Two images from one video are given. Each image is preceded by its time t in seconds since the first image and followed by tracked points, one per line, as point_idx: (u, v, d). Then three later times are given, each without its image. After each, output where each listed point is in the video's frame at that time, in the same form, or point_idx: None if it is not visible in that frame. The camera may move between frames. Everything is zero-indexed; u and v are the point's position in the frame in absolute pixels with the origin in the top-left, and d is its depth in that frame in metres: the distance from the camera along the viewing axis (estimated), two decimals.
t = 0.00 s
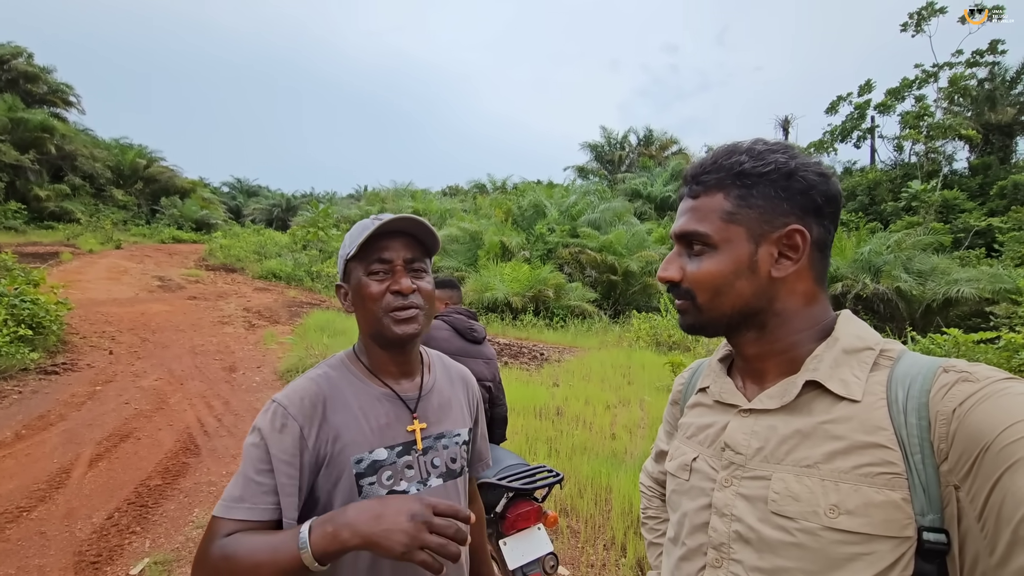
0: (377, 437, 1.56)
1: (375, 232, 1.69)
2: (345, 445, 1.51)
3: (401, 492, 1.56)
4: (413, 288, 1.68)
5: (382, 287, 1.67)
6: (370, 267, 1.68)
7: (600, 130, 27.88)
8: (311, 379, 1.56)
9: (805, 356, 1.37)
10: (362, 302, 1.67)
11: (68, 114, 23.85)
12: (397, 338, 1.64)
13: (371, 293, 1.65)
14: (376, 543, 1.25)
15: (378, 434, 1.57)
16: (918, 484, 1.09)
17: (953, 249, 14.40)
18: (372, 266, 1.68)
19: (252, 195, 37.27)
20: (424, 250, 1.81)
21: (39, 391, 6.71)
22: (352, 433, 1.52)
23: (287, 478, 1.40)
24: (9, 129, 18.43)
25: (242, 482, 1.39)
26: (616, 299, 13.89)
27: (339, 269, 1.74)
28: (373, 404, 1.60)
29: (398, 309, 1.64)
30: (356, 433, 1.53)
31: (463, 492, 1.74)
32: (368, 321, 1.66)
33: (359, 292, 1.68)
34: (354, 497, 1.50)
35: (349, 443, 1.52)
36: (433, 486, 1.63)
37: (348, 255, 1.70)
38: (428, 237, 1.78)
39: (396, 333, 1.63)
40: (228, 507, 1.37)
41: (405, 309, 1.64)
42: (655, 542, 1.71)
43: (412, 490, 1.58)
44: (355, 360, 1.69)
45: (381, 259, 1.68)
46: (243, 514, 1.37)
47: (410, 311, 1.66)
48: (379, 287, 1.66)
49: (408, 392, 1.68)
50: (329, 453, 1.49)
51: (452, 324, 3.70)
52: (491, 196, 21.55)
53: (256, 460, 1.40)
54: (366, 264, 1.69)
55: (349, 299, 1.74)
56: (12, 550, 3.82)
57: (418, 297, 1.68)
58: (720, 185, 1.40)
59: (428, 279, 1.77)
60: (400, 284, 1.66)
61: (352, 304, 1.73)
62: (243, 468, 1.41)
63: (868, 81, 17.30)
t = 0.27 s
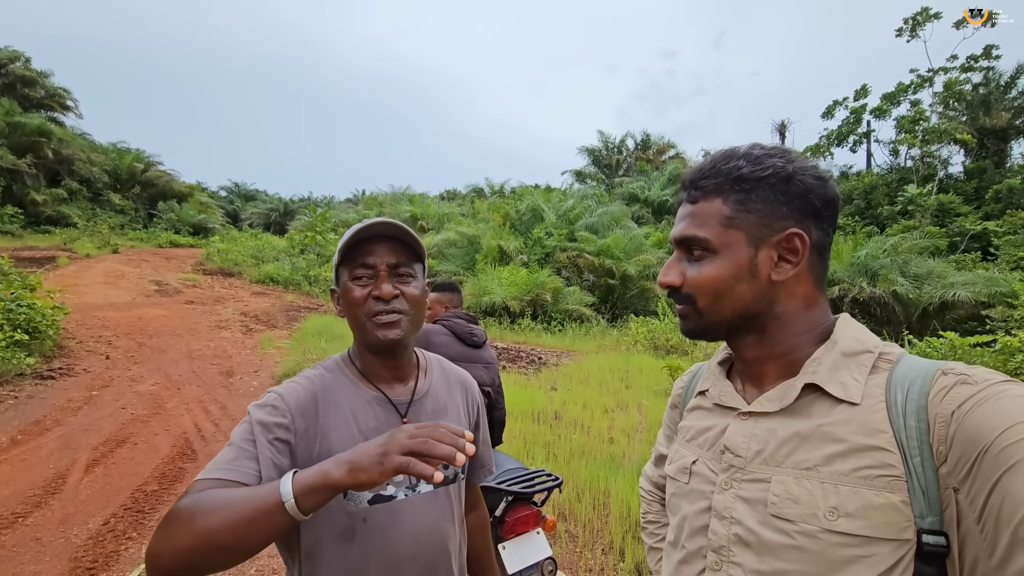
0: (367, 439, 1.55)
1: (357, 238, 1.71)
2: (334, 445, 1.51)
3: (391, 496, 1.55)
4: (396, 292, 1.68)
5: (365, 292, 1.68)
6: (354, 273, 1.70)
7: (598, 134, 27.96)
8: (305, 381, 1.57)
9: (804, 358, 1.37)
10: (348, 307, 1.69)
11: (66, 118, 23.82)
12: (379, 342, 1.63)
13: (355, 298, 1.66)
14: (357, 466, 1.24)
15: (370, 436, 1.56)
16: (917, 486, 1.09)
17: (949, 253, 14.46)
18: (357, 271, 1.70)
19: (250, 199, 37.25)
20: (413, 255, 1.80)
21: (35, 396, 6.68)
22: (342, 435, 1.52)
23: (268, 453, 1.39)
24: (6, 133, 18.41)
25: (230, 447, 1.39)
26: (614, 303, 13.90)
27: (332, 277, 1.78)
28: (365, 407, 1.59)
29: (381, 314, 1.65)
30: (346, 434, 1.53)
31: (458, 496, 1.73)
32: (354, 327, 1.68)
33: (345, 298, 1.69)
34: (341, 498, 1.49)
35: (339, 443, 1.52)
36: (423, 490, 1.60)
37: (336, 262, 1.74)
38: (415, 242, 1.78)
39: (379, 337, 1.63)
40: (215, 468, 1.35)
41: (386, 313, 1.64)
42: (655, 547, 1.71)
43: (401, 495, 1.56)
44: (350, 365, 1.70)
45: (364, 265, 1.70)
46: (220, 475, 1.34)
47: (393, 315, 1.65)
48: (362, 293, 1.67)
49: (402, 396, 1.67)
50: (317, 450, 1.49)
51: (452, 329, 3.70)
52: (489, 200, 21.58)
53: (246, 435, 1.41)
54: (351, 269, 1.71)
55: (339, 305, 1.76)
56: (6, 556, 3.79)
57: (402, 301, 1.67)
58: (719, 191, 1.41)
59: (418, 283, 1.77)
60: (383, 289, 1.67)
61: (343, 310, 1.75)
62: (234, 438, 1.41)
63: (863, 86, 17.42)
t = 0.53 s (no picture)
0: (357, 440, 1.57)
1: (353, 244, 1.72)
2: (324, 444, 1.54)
3: (384, 500, 1.55)
4: (389, 298, 1.68)
5: (359, 297, 1.68)
6: (350, 279, 1.71)
7: (599, 140, 28.04)
8: (303, 382, 1.60)
9: (801, 364, 1.38)
10: (344, 312, 1.70)
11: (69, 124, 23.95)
12: (370, 348, 1.64)
13: (349, 304, 1.67)
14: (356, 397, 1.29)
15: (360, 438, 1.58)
16: (915, 491, 1.09)
17: (950, 258, 14.46)
18: (352, 276, 1.70)
19: (251, 205, 37.35)
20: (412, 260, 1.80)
21: (36, 401, 6.69)
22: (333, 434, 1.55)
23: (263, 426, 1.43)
24: (10, 139, 18.51)
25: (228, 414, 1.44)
26: (615, 309, 13.90)
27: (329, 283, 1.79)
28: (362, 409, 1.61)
29: (373, 320, 1.65)
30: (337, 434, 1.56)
31: (456, 503, 1.73)
32: (348, 332, 1.69)
33: (340, 304, 1.71)
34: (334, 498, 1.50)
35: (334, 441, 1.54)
36: (417, 495, 1.60)
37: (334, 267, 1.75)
38: (411, 248, 1.77)
39: (371, 343, 1.64)
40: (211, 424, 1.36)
41: (377, 320, 1.64)
42: (655, 554, 1.70)
43: (395, 498, 1.56)
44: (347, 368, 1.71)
45: (360, 270, 1.71)
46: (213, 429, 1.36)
47: (386, 321, 1.65)
48: (356, 298, 1.68)
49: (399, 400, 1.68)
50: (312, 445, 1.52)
51: (453, 335, 3.70)
52: (490, 205, 21.63)
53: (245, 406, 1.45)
54: (346, 275, 1.72)
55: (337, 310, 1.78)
56: (6, 562, 3.79)
57: (393, 307, 1.67)
58: (717, 197, 1.42)
59: (415, 288, 1.76)
60: (375, 295, 1.67)
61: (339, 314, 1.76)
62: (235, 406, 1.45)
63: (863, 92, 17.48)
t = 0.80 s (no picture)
0: (357, 436, 1.58)
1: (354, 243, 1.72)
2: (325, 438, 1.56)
3: (382, 499, 1.55)
4: (389, 299, 1.68)
5: (360, 297, 1.69)
6: (350, 279, 1.71)
7: (601, 143, 28.06)
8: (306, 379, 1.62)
9: (801, 366, 1.38)
10: (344, 313, 1.71)
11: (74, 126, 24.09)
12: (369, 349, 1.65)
13: (349, 304, 1.69)
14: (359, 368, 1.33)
15: (360, 435, 1.59)
16: (915, 493, 1.09)
17: (954, 262, 14.41)
18: (352, 277, 1.71)
19: (254, 206, 37.46)
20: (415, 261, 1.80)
21: (39, 401, 6.71)
22: (334, 429, 1.57)
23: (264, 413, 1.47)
24: (15, 141, 18.61)
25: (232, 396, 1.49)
26: (617, 311, 13.89)
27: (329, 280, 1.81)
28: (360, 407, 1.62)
29: (373, 321, 1.66)
30: (337, 429, 1.58)
31: (456, 503, 1.72)
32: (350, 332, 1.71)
33: (341, 304, 1.72)
34: (334, 492, 1.51)
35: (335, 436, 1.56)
36: (415, 496, 1.60)
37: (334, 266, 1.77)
38: (413, 248, 1.77)
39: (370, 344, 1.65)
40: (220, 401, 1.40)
41: (376, 321, 1.66)
42: (655, 556, 1.70)
43: (392, 497, 1.57)
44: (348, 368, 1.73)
45: (360, 270, 1.71)
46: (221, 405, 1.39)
47: (386, 323, 1.67)
48: (357, 298, 1.69)
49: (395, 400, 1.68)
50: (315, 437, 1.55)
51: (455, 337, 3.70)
52: (492, 208, 21.65)
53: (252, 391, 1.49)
54: (347, 274, 1.72)
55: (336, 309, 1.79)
56: (8, 561, 3.80)
57: (392, 308, 1.68)
58: (711, 201, 1.42)
59: (417, 289, 1.76)
60: (376, 296, 1.67)
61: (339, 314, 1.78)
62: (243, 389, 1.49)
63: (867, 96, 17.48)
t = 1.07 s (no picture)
0: (363, 434, 1.59)
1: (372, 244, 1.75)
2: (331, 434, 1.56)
3: (387, 495, 1.56)
4: (403, 301, 1.70)
5: (374, 297, 1.72)
6: (365, 279, 1.73)
7: (604, 145, 28.07)
8: (311, 374, 1.64)
9: (800, 366, 1.39)
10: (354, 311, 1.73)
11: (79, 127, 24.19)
12: (379, 348, 1.66)
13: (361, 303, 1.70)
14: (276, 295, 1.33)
15: (366, 433, 1.60)
16: (913, 492, 1.10)
17: (957, 265, 14.39)
18: (367, 277, 1.73)
19: (257, 207, 37.54)
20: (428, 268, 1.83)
21: (43, 400, 6.73)
22: (339, 426, 1.58)
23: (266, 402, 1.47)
24: (19, 141, 18.69)
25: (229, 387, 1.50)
26: (619, 313, 13.89)
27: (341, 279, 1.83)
28: (367, 405, 1.64)
29: (387, 322, 1.68)
30: (343, 427, 1.58)
31: (460, 502, 1.73)
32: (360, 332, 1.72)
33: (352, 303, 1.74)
34: (340, 487, 1.52)
35: (340, 432, 1.57)
36: (419, 493, 1.61)
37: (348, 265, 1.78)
38: (426, 252, 1.81)
39: (380, 344, 1.66)
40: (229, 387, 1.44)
41: (388, 320, 1.68)
42: (655, 556, 1.71)
43: (397, 494, 1.58)
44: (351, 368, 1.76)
45: (376, 272, 1.73)
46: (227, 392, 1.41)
47: (397, 324, 1.69)
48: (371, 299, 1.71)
49: (401, 399, 1.70)
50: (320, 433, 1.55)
51: (456, 339, 3.71)
52: (495, 209, 21.69)
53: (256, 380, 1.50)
54: (362, 274, 1.74)
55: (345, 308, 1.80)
56: (12, 559, 3.82)
57: (404, 310, 1.70)
58: (711, 201, 1.43)
59: (428, 294, 1.79)
60: (390, 297, 1.70)
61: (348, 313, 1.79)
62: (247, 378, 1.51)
63: (869, 98, 17.48)
